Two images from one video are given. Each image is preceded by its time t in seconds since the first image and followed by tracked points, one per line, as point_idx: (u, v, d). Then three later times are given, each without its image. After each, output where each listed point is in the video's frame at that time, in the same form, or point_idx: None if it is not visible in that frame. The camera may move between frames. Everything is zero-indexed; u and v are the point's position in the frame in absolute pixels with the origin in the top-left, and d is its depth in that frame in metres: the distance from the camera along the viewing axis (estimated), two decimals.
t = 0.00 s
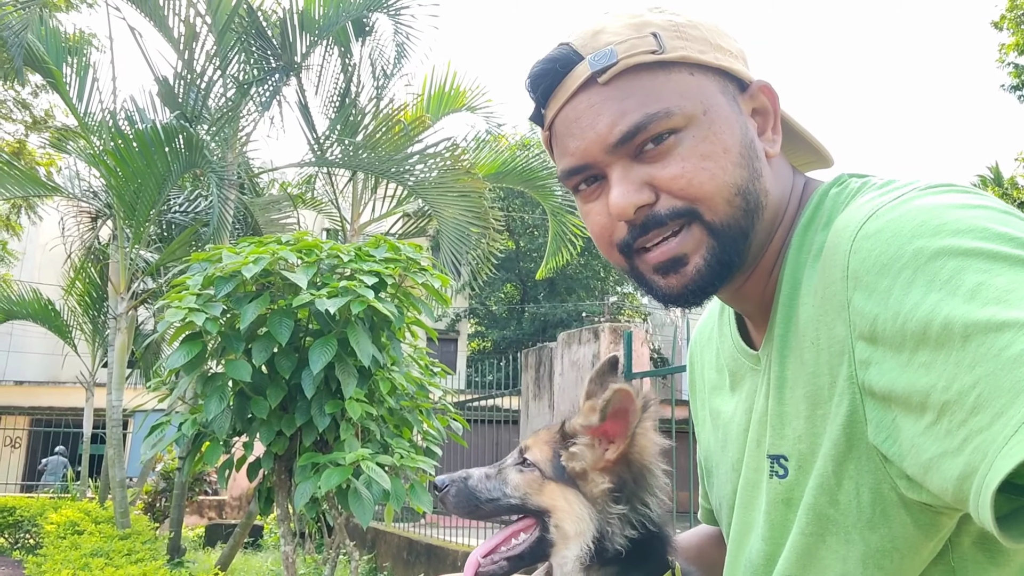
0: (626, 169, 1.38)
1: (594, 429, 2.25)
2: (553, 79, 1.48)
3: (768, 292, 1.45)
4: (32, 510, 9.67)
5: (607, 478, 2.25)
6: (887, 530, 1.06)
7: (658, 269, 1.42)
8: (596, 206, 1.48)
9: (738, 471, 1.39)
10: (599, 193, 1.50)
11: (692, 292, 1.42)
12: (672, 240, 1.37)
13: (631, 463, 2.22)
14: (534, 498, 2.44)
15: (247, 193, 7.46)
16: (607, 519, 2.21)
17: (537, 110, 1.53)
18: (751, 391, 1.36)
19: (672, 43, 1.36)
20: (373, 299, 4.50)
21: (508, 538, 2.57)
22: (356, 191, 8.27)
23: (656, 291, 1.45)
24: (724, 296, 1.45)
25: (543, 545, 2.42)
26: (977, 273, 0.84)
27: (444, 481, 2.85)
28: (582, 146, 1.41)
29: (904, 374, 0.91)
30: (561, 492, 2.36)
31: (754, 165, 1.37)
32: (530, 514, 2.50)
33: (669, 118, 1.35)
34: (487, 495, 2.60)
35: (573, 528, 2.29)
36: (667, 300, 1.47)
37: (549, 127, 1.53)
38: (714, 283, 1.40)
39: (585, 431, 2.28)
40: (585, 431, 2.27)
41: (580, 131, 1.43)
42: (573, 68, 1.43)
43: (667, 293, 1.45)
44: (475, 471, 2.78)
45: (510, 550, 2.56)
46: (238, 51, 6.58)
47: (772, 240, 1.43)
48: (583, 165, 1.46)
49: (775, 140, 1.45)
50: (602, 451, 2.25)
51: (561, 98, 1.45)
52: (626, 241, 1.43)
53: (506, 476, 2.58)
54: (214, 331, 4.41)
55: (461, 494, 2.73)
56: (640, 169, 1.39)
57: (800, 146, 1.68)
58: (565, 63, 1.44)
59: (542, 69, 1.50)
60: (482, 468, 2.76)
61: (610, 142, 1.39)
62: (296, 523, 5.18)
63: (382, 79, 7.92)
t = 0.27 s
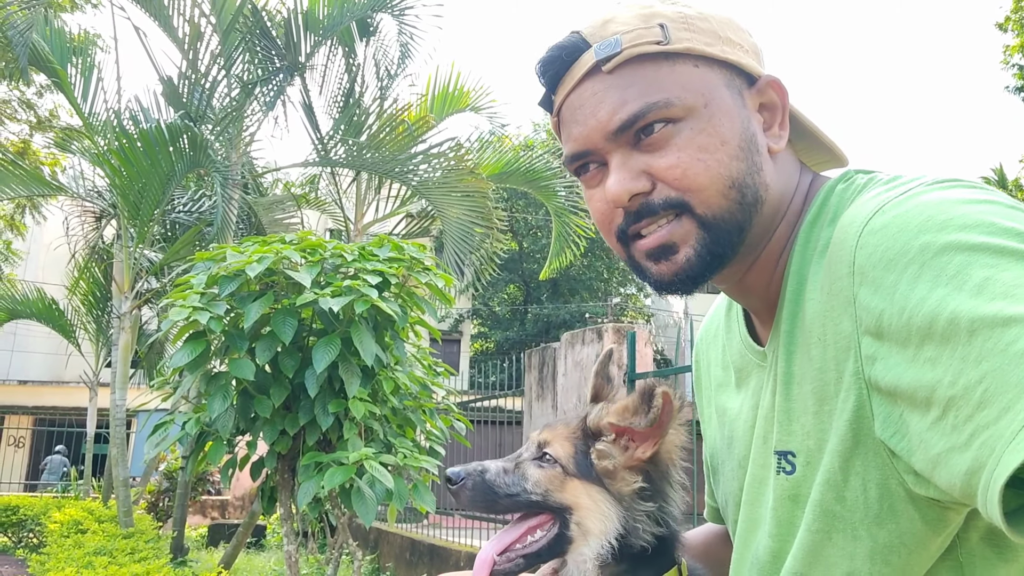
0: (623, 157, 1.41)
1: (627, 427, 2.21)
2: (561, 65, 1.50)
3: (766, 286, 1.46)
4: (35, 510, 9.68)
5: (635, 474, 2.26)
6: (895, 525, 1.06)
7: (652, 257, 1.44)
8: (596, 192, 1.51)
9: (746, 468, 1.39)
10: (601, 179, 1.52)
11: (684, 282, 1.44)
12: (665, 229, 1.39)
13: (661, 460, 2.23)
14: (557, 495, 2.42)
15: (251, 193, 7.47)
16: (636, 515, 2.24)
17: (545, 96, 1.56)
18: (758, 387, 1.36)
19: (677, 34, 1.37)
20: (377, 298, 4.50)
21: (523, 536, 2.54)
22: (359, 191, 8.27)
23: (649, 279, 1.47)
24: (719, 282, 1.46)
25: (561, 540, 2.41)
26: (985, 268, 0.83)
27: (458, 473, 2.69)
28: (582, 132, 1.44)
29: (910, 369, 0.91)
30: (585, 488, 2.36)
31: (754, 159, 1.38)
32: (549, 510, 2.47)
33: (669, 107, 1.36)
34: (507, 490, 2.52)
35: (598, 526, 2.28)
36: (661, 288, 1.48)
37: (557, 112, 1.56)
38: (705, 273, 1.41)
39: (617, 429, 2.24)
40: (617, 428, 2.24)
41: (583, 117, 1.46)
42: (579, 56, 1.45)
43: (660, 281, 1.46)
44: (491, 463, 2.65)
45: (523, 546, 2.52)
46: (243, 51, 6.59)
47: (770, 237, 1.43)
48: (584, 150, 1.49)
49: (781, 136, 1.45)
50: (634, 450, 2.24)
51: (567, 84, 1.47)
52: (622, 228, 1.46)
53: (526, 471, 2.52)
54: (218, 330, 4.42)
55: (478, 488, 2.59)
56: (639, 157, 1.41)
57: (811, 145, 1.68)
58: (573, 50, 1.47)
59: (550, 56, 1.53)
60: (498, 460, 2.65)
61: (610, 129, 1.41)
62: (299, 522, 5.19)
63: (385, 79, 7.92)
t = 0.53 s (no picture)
0: (632, 151, 1.41)
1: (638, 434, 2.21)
2: (576, 60, 1.52)
3: (773, 289, 1.45)
4: (31, 510, 9.66)
5: (643, 479, 2.27)
6: (904, 531, 1.05)
7: (658, 253, 1.43)
8: (605, 187, 1.51)
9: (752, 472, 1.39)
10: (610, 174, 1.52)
11: (690, 279, 1.43)
12: (672, 224, 1.38)
13: (670, 466, 2.23)
14: (563, 502, 2.42)
15: (248, 192, 7.45)
16: (646, 520, 2.25)
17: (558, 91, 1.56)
18: (766, 391, 1.36)
19: (690, 31, 1.37)
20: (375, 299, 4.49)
21: (528, 543, 2.50)
22: (357, 191, 8.25)
23: (655, 275, 1.46)
24: (724, 282, 1.45)
25: (568, 548, 2.41)
26: (996, 273, 0.83)
27: (463, 479, 2.65)
28: (592, 126, 1.44)
29: (919, 374, 0.90)
30: (590, 494, 2.36)
31: (763, 158, 1.37)
32: (555, 516, 2.46)
33: (679, 103, 1.36)
34: (511, 495, 2.50)
35: (607, 533, 2.28)
36: (668, 285, 1.47)
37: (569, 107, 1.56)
38: (711, 271, 1.40)
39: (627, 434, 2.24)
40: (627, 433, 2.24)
41: (594, 111, 1.46)
42: (592, 51, 1.46)
43: (666, 278, 1.45)
44: (495, 470, 2.64)
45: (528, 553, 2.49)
46: (240, 50, 6.57)
47: (778, 239, 1.42)
48: (593, 144, 1.49)
49: (792, 136, 1.44)
50: (644, 456, 2.24)
51: (579, 80, 1.48)
52: (628, 223, 1.45)
53: (532, 476, 2.51)
54: (216, 330, 4.40)
55: (484, 494, 2.56)
56: (647, 152, 1.41)
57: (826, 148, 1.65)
58: (586, 43, 1.48)
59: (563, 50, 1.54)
60: (503, 466, 2.63)
61: (621, 123, 1.41)
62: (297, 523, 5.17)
63: (383, 78, 7.90)
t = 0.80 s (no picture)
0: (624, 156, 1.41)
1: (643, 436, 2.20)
2: (576, 59, 1.51)
3: (772, 292, 1.44)
4: (26, 510, 9.63)
5: (647, 479, 2.27)
6: (911, 533, 1.05)
7: (650, 256, 1.44)
8: (601, 187, 1.51)
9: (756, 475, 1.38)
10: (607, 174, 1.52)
11: (680, 284, 1.44)
12: (663, 231, 1.39)
13: (673, 467, 2.23)
14: (565, 503, 2.41)
15: (245, 192, 7.43)
16: (650, 522, 2.26)
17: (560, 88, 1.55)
18: (768, 393, 1.35)
19: (687, 36, 1.35)
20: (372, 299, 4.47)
21: (533, 546, 2.48)
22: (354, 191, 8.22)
23: (647, 277, 1.47)
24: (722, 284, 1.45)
25: (570, 550, 2.41)
26: (1001, 273, 0.82)
27: (467, 481, 2.60)
28: (588, 128, 1.43)
29: (924, 376, 0.89)
30: (592, 494, 2.36)
31: (756, 167, 1.36)
32: (559, 518, 2.46)
33: (672, 110, 1.35)
34: (515, 498, 2.48)
35: (611, 535, 2.28)
36: (660, 287, 1.49)
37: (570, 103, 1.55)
38: (699, 278, 1.41)
39: (632, 436, 2.23)
40: (632, 434, 2.24)
41: (592, 112, 1.45)
42: (591, 52, 1.45)
43: (658, 280, 1.47)
44: (499, 471, 2.60)
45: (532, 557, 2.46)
46: (237, 49, 6.55)
47: (771, 247, 1.42)
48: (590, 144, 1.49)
49: (791, 142, 1.42)
50: (648, 456, 2.24)
51: (578, 80, 1.49)
52: (622, 225, 1.46)
53: (534, 478, 2.49)
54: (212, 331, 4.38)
55: (489, 495, 2.52)
56: (640, 157, 1.40)
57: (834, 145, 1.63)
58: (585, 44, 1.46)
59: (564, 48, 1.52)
60: (505, 469, 2.61)
61: (615, 127, 1.41)
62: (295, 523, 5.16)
63: (380, 78, 7.89)
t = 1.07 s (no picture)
0: (611, 153, 1.42)
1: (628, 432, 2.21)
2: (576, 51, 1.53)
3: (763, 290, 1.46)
4: (21, 513, 9.59)
5: (640, 475, 2.28)
6: (908, 531, 1.06)
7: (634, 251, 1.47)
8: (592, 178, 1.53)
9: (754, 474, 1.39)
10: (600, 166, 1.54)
11: (662, 279, 1.46)
12: (643, 229, 1.41)
13: (663, 460, 2.24)
14: (561, 507, 2.41)
15: (241, 193, 7.43)
16: (646, 518, 2.27)
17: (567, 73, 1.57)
18: (766, 392, 1.36)
19: (682, 37, 1.36)
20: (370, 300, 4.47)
21: (530, 552, 2.46)
22: (351, 192, 8.19)
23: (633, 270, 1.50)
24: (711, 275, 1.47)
25: (570, 554, 2.41)
26: (997, 274, 0.83)
27: (460, 496, 2.62)
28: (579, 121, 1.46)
29: (920, 375, 0.90)
30: (588, 497, 2.36)
31: (740, 171, 1.36)
32: (556, 524, 2.45)
33: (657, 111, 1.36)
34: (511, 506, 2.48)
35: (608, 536, 2.29)
36: (644, 280, 1.51)
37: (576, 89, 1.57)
38: (677, 275, 1.44)
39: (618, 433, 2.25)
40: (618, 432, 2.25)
41: (588, 104, 1.47)
42: (590, 45, 1.47)
43: (643, 274, 1.49)
44: (493, 482, 2.60)
45: (532, 563, 2.44)
46: (234, 50, 6.54)
47: (755, 249, 1.43)
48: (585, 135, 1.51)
49: (786, 145, 1.40)
50: (636, 452, 2.25)
51: (579, 73, 1.50)
52: (608, 218, 1.48)
53: (528, 486, 2.49)
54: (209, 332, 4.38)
55: (484, 508, 2.52)
56: (627, 154, 1.42)
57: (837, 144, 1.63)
58: (587, 36, 1.49)
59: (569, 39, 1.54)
60: (499, 477, 2.61)
61: (605, 123, 1.42)
62: (291, 526, 5.15)
63: (377, 80, 7.89)
